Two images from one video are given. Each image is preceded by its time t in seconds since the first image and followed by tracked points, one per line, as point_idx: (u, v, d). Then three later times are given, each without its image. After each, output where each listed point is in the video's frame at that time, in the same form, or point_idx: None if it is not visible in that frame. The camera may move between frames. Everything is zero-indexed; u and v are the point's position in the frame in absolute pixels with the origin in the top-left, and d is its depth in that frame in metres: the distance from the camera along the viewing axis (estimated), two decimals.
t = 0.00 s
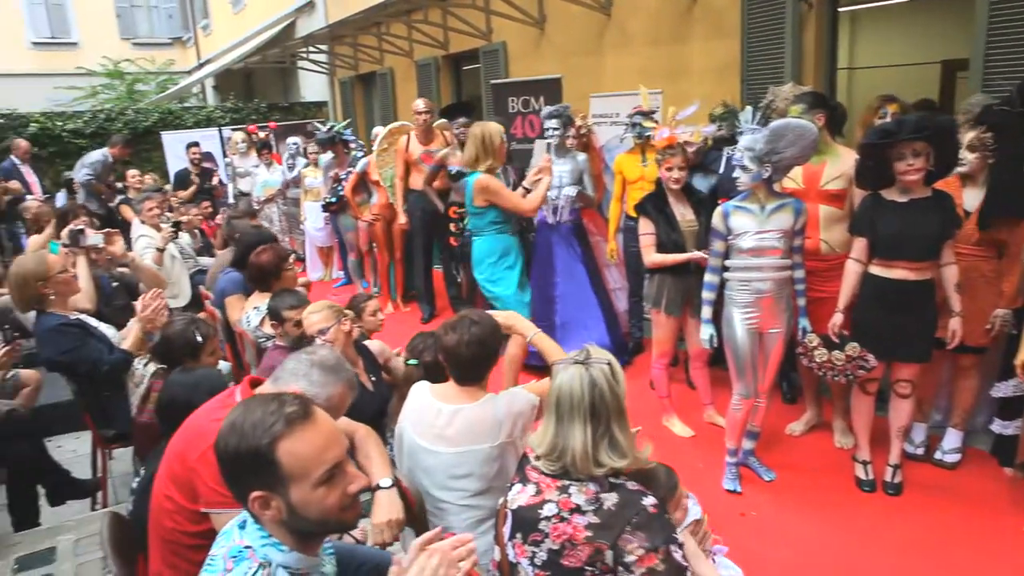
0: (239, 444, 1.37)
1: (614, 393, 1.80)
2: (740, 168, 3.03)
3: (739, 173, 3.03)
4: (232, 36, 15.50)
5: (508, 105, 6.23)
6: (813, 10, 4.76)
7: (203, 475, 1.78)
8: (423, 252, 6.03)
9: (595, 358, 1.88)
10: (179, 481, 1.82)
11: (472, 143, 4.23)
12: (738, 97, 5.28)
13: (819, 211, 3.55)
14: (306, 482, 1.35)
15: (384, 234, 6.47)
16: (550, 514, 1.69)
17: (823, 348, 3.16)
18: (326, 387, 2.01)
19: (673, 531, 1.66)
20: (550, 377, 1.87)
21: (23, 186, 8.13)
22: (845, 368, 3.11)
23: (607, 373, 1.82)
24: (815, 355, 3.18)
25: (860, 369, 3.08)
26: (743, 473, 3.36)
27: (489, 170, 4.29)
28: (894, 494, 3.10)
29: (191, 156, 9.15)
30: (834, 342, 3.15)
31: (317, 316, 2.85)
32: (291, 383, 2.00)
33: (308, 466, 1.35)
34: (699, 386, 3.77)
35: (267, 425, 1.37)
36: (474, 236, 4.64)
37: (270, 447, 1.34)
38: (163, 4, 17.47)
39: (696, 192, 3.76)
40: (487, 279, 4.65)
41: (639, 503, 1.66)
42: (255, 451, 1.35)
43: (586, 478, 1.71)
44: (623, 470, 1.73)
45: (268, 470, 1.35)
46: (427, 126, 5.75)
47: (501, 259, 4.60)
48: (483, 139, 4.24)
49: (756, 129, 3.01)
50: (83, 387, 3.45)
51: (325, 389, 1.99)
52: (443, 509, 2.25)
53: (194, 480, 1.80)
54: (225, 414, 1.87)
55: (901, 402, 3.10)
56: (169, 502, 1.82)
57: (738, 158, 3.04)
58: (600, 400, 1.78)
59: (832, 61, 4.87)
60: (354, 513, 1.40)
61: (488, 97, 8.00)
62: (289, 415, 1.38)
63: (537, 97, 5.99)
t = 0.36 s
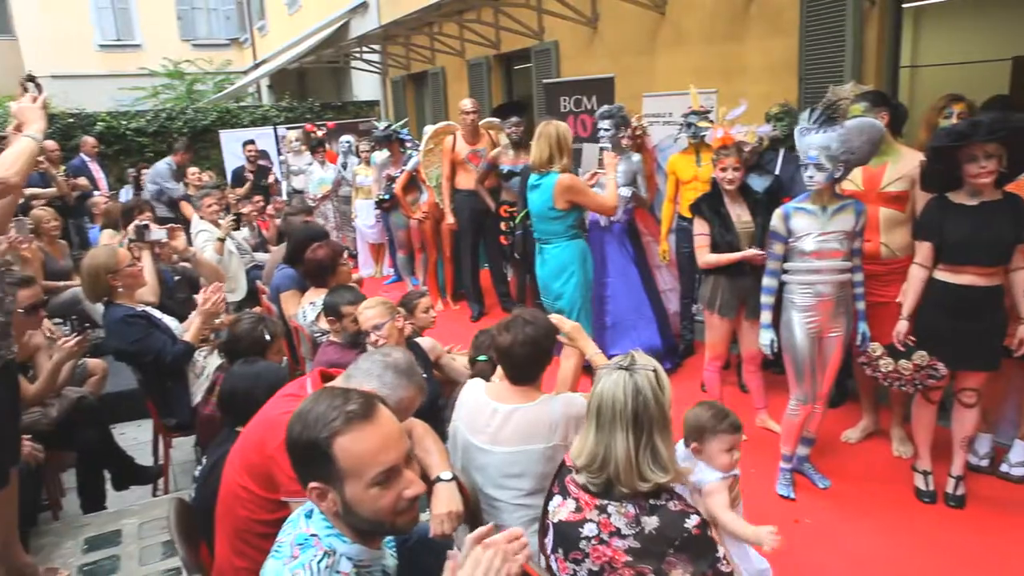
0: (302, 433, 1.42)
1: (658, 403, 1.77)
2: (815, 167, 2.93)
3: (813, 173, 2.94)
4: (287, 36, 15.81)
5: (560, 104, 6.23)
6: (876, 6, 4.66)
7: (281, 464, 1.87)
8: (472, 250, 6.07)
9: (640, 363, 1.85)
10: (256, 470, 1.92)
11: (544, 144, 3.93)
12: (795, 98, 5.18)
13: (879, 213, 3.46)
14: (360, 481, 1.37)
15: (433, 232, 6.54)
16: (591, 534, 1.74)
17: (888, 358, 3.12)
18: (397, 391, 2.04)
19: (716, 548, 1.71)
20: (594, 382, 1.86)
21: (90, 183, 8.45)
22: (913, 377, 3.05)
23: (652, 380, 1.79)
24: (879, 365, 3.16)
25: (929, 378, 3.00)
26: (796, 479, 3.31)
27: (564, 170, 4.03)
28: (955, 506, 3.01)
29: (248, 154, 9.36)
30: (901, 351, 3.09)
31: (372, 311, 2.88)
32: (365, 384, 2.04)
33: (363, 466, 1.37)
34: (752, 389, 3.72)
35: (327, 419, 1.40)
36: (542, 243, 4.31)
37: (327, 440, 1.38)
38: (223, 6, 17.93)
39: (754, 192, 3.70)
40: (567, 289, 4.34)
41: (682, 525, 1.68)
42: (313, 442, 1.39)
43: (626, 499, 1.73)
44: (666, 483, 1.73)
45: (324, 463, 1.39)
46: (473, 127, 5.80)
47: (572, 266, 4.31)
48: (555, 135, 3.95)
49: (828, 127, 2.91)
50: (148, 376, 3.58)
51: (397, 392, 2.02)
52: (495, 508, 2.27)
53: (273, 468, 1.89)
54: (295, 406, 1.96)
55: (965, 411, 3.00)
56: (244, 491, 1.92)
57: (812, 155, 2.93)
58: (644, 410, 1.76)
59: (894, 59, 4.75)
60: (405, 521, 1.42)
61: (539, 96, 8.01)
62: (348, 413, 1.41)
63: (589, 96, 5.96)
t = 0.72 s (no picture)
0: (371, 433, 1.42)
1: (689, 411, 1.75)
2: (887, 166, 2.82)
3: (887, 172, 2.82)
4: (334, 36, 16.04)
5: (605, 104, 6.20)
6: (934, 4, 4.52)
7: (338, 458, 1.91)
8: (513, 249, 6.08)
9: (672, 369, 1.83)
10: (312, 462, 1.96)
11: (597, 142, 3.85)
12: (848, 98, 5.07)
13: (934, 217, 3.37)
14: (435, 471, 1.40)
15: (475, 231, 6.59)
16: (623, 547, 1.73)
17: (944, 365, 3.06)
18: (455, 389, 2.12)
19: (751, 555, 1.69)
20: (626, 387, 1.84)
21: (144, 180, 8.70)
22: (972, 386, 2.94)
23: (685, 387, 1.78)
24: (936, 373, 3.07)
25: (990, 387, 2.89)
26: (843, 487, 3.25)
27: (615, 170, 3.94)
28: (1012, 520, 2.91)
29: (295, 152, 9.53)
30: (959, 357, 3.00)
31: (419, 310, 2.92)
32: (423, 381, 2.11)
33: (438, 455, 1.40)
34: (798, 394, 3.66)
35: (399, 415, 1.42)
36: (594, 245, 4.23)
37: (403, 435, 1.40)
38: (271, 6, 18.28)
39: (804, 194, 3.64)
40: (619, 294, 4.23)
41: (714, 533, 1.67)
42: (387, 440, 1.40)
43: (656, 509, 1.72)
44: (696, 492, 1.71)
45: (398, 459, 1.40)
46: (516, 126, 5.86)
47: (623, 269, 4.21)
48: (607, 135, 3.87)
49: (888, 127, 2.84)
50: (201, 369, 3.68)
51: (455, 390, 2.10)
52: (540, 507, 2.28)
53: (333, 462, 1.93)
54: (354, 401, 2.00)
55: None
56: (301, 483, 1.97)
57: (883, 155, 2.81)
58: (675, 418, 1.74)
59: (952, 58, 4.61)
60: (473, 506, 1.46)
61: (584, 96, 7.99)
62: (419, 406, 1.43)
63: (635, 96, 5.93)
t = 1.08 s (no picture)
0: (426, 425, 1.43)
1: (718, 405, 1.74)
2: (944, 167, 2.74)
3: (944, 173, 2.74)
4: (375, 35, 16.17)
5: (646, 102, 6.16)
6: None
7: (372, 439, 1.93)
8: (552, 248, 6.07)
9: (701, 364, 1.83)
10: (353, 448, 1.99)
11: (639, 145, 3.84)
12: (898, 95, 4.95)
13: (988, 219, 3.28)
14: (488, 462, 1.41)
15: (515, 229, 6.60)
16: (659, 543, 1.72)
17: (997, 370, 2.96)
18: (495, 373, 2.14)
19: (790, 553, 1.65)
20: (655, 382, 1.84)
21: (191, 176, 8.90)
22: None
23: (714, 381, 1.77)
24: (989, 378, 2.96)
25: None
26: (889, 493, 3.18)
27: (657, 173, 3.92)
28: None
29: (336, 150, 9.65)
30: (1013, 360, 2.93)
31: (462, 307, 2.96)
32: (462, 366, 2.13)
33: (491, 446, 1.41)
34: (842, 398, 3.59)
35: (452, 407, 1.44)
36: (637, 249, 4.21)
37: (456, 427, 1.41)
38: (313, 6, 18.52)
39: (851, 194, 3.57)
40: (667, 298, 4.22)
41: (750, 529, 1.64)
42: (441, 432, 1.41)
43: (691, 504, 1.71)
44: (726, 487, 1.70)
45: (452, 451, 1.41)
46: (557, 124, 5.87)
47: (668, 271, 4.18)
48: (649, 137, 3.85)
49: (943, 126, 2.78)
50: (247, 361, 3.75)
51: (493, 374, 2.13)
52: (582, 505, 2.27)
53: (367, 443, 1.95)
54: (394, 387, 2.04)
55: None
56: (337, 467, 2.00)
57: (940, 154, 2.73)
58: (703, 412, 1.74)
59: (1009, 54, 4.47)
60: (524, 498, 1.46)
61: (624, 94, 7.94)
62: (471, 397, 1.45)
63: (676, 95, 5.87)
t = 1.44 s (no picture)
0: (476, 416, 1.45)
1: (774, 402, 1.73)
2: (1004, 167, 2.66)
3: (1004, 173, 2.66)
4: (416, 32, 16.28)
5: (689, 100, 6.09)
6: None
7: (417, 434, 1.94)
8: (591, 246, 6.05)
9: (755, 363, 1.82)
10: (398, 443, 2.00)
11: (687, 145, 3.79)
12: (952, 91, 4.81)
13: None
14: (537, 453, 1.41)
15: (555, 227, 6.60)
16: (715, 542, 1.69)
17: None
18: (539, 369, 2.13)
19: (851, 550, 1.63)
20: (709, 380, 1.83)
21: (236, 172, 9.09)
22: None
23: (770, 378, 1.76)
24: None
25: None
26: (939, 501, 3.09)
27: (706, 173, 3.87)
28: None
29: (377, 147, 9.75)
30: None
31: (504, 303, 2.96)
32: (508, 362, 2.12)
33: (540, 437, 1.42)
34: (889, 402, 3.51)
35: (502, 397, 1.45)
36: (683, 248, 4.17)
37: (506, 418, 1.42)
38: (355, 4, 18.71)
39: (902, 193, 3.49)
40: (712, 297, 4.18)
41: (811, 527, 1.61)
42: (491, 421, 1.43)
43: (749, 503, 1.68)
44: (783, 485, 1.68)
45: (502, 442, 1.42)
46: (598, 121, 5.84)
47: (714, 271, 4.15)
48: (698, 136, 3.80)
49: (1003, 124, 2.69)
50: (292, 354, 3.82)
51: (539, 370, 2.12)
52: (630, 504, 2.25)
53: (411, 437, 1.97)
54: (439, 382, 2.05)
55: None
56: (382, 461, 2.02)
57: (1000, 154, 2.64)
58: (760, 409, 1.72)
59: None
60: (573, 490, 1.46)
61: (667, 92, 7.87)
62: (520, 389, 1.47)
63: (720, 92, 5.80)
